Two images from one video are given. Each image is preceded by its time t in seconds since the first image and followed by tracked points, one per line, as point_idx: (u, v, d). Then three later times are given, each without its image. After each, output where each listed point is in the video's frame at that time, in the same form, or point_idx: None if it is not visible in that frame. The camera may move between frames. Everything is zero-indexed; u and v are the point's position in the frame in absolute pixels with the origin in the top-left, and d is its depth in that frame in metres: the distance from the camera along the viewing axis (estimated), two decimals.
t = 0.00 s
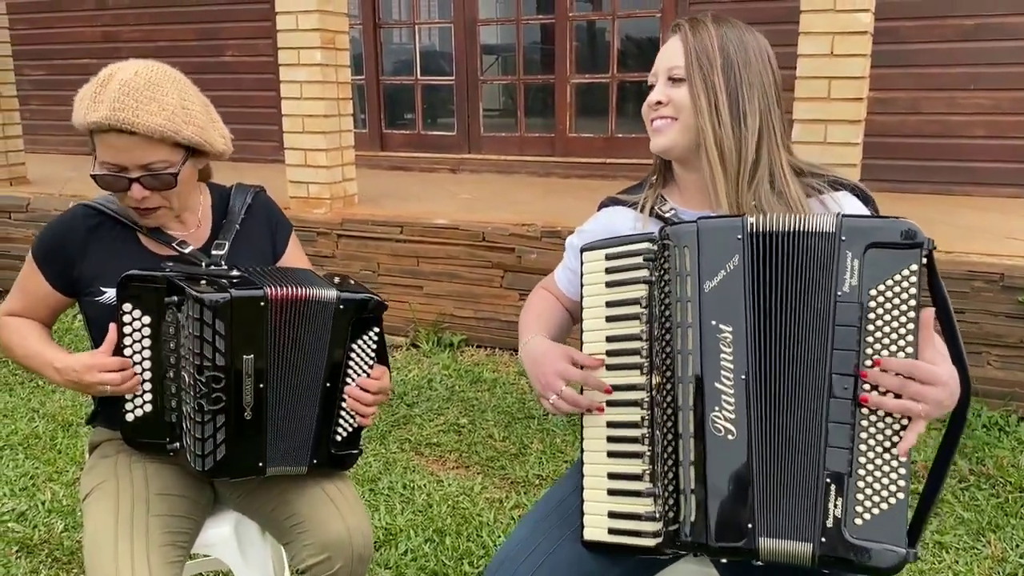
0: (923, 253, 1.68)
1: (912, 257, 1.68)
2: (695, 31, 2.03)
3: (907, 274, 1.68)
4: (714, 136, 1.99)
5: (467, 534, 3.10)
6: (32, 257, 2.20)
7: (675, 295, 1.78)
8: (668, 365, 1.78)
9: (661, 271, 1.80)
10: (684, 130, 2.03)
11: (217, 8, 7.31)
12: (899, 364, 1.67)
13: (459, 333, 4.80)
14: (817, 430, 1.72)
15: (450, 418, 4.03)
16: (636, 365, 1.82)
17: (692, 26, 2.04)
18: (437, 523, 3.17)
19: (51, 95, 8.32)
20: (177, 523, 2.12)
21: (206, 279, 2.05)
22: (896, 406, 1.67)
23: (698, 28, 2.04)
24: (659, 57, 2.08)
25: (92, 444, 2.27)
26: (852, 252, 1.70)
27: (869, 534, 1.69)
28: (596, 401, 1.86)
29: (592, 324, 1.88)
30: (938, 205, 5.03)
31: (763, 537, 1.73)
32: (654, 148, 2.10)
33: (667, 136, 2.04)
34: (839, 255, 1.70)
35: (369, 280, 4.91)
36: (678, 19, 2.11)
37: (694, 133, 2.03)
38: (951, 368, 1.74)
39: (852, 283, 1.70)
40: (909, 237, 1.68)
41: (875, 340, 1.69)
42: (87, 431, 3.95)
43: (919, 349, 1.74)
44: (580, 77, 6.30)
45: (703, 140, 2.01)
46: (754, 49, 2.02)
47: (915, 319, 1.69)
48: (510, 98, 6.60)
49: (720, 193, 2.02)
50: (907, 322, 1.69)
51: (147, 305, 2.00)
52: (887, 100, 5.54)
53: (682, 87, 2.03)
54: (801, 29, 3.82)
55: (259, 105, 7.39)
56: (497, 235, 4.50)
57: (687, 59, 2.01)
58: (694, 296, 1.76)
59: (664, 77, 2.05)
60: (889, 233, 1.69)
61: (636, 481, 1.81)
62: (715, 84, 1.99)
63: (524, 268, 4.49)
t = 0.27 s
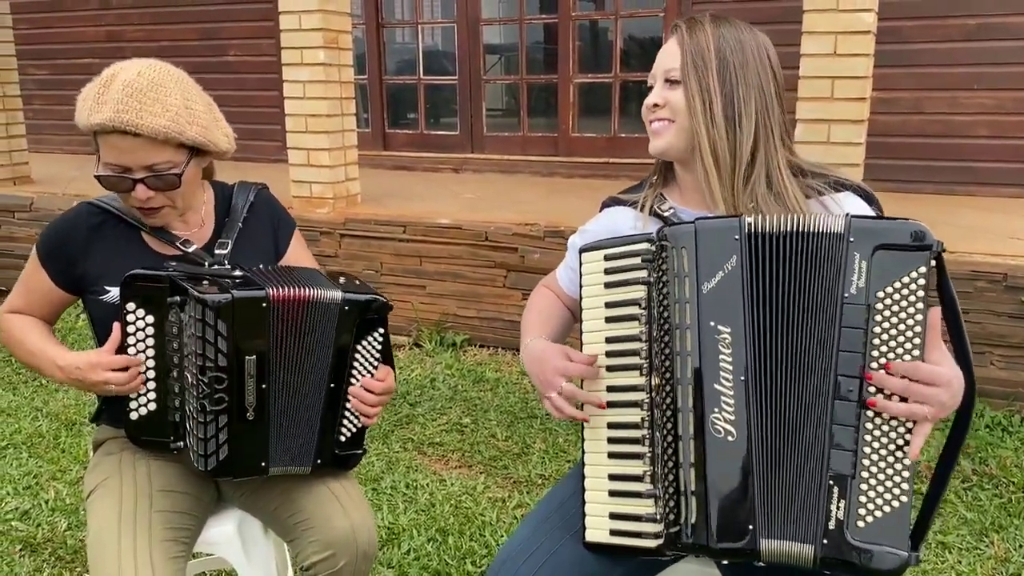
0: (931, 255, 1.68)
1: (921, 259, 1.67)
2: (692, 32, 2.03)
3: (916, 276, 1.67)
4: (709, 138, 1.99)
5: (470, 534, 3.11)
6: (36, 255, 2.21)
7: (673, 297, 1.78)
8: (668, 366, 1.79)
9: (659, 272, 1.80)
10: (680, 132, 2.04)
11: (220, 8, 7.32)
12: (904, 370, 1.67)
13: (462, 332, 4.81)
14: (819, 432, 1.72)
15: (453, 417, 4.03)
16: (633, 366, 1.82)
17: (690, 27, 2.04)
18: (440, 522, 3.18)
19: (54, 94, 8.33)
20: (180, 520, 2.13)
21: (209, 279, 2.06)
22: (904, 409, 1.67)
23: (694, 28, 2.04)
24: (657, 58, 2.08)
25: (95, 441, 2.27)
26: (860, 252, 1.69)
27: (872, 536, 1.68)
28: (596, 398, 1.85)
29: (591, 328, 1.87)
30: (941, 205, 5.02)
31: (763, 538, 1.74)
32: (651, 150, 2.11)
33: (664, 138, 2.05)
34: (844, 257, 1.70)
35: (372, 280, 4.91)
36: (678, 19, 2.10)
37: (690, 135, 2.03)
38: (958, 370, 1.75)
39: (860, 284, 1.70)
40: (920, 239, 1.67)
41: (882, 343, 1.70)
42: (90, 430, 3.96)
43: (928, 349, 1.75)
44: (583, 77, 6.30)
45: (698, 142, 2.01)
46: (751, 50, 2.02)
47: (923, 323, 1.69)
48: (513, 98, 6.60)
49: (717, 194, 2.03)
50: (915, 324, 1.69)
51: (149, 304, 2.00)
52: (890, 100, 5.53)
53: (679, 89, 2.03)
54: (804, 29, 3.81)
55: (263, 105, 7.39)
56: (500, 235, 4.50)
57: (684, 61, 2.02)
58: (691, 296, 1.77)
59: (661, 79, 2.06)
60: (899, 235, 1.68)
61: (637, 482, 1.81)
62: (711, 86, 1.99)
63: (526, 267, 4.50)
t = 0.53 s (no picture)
0: (925, 249, 1.67)
1: (915, 254, 1.67)
2: (690, 32, 2.03)
3: (909, 271, 1.67)
4: (707, 139, 2.00)
5: (472, 533, 3.11)
6: (40, 257, 2.21)
7: (678, 296, 1.79)
8: (672, 366, 1.79)
9: (664, 271, 1.80)
10: (679, 133, 2.06)
11: (222, 8, 7.32)
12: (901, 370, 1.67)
13: (464, 332, 4.81)
14: (821, 431, 1.72)
15: (455, 416, 4.03)
16: (638, 364, 1.81)
17: (688, 27, 2.04)
18: (441, 522, 3.18)
19: (57, 94, 8.34)
20: (184, 521, 2.13)
21: (214, 280, 2.06)
22: (903, 411, 1.67)
23: (692, 27, 2.03)
24: (657, 58, 2.09)
25: (99, 442, 2.27)
26: (853, 250, 1.69)
27: (874, 534, 1.69)
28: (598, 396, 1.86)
29: (594, 321, 1.87)
30: (943, 205, 5.02)
31: (767, 538, 1.74)
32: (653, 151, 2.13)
33: (666, 139, 2.07)
34: (839, 254, 1.70)
35: (374, 279, 4.91)
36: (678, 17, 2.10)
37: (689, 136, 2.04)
38: (952, 363, 1.73)
39: (854, 282, 1.70)
40: (911, 234, 1.67)
41: (878, 340, 1.69)
42: (93, 430, 3.96)
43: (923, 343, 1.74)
44: (585, 77, 6.29)
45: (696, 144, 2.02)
46: (750, 47, 2.00)
47: (918, 318, 1.68)
48: (515, 98, 6.60)
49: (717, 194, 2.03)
50: (909, 318, 1.68)
51: (153, 305, 2.01)
52: (893, 100, 5.53)
53: (677, 90, 2.04)
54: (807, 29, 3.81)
55: (265, 104, 7.40)
56: (502, 235, 4.50)
57: (682, 62, 2.02)
58: (697, 295, 1.77)
59: (661, 81, 2.08)
60: (890, 230, 1.68)
61: (639, 480, 1.82)
62: (708, 86, 1.99)
63: (528, 267, 4.50)
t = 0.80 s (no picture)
0: (931, 252, 1.68)
1: (920, 257, 1.68)
2: (691, 34, 2.03)
3: (915, 275, 1.68)
4: (709, 143, 2.00)
5: (474, 532, 3.11)
6: (45, 255, 2.22)
7: (681, 297, 1.79)
8: (675, 366, 1.79)
9: (667, 272, 1.81)
10: (681, 136, 2.06)
11: (224, 7, 7.33)
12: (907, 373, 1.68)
13: (466, 332, 4.81)
14: (825, 432, 1.72)
15: (457, 416, 4.04)
16: (643, 366, 1.82)
17: (689, 29, 2.04)
18: (444, 521, 3.18)
19: (59, 93, 8.35)
20: (188, 519, 2.14)
21: (217, 278, 2.07)
22: (908, 414, 1.67)
23: (694, 30, 2.04)
24: (658, 61, 2.09)
25: (104, 440, 2.28)
26: (860, 252, 1.70)
27: (878, 535, 1.69)
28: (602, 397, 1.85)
29: (596, 326, 1.87)
30: (945, 205, 5.02)
31: (771, 539, 1.74)
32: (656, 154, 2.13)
33: (668, 142, 2.08)
34: (847, 257, 1.71)
35: (376, 279, 4.92)
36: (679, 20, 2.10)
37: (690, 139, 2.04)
38: (959, 368, 1.76)
39: (860, 284, 1.70)
40: (918, 238, 1.68)
41: (883, 343, 1.70)
42: (95, 429, 3.97)
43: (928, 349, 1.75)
44: (586, 77, 6.29)
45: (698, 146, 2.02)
46: (752, 50, 2.00)
47: (923, 320, 1.69)
48: (517, 98, 6.61)
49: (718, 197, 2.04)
50: (916, 322, 1.69)
51: (156, 303, 2.02)
52: (895, 100, 5.53)
53: (679, 93, 2.05)
54: (809, 29, 3.81)
55: (267, 103, 7.40)
56: (504, 234, 4.51)
57: (683, 65, 2.03)
58: (700, 297, 1.77)
59: (663, 83, 2.08)
60: (898, 234, 1.69)
61: (643, 482, 1.82)
62: (709, 89, 2.00)
63: (530, 267, 4.50)
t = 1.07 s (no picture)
0: (927, 249, 1.69)
1: (917, 254, 1.69)
2: (709, 30, 2.03)
3: (913, 271, 1.68)
4: (727, 139, 2.00)
5: (475, 530, 3.12)
6: (49, 254, 2.23)
7: (681, 294, 1.79)
8: (676, 362, 1.80)
9: (669, 269, 1.82)
10: (697, 131, 2.04)
11: (226, 7, 7.34)
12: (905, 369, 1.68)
13: (467, 331, 4.82)
14: (824, 428, 1.72)
15: (458, 415, 4.05)
16: (643, 361, 1.83)
17: (706, 25, 2.03)
18: (445, 519, 3.19)
19: (61, 92, 8.36)
20: (191, 517, 2.14)
21: (219, 277, 2.07)
22: (906, 409, 1.67)
23: (710, 27, 2.03)
24: (672, 55, 2.07)
25: (107, 438, 2.29)
26: (857, 248, 1.70)
27: (876, 531, 1.69)
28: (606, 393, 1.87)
29: (598, 321, 1.88)
30: (946, 205, 5.03)
31: (769, 535, 1.75)
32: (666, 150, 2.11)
33: (681, 137, 2.05)
34: (844, 253, 1.71)
35: (377, 278, 4.93)
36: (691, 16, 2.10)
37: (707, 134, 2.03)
38: (955, 364, 1.76)
39: (857, 281, 1.71)
40: (914, 234, 1.68)
41: (881, 339, 1.70)
42: (97, 427, 3.98)
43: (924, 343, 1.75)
44: (588, 77, 6.30)
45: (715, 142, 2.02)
46: (767, 51, 2.03)
47: (919, 316, 1.70)
48: (519, 97, 6.61)
49: (728, 194, 2.03)
50: (913, 318, 1.69)
51: (159, 302, 2.02)
52: (896, 100, 5.53)
53: (696, 88, 2.03)
54: (811, 29, 3.82)
55: (268, 103, 7.41)
56: (506, 234, 4.51)
57: (702, 60, 2.02)
58: (701, 294, 1.78)
59: (677, 78, 2.06)
60: (894, 230, 1.69)
61: (643, 477, 1.83)
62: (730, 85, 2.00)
63: (532, 266, 4.51)
